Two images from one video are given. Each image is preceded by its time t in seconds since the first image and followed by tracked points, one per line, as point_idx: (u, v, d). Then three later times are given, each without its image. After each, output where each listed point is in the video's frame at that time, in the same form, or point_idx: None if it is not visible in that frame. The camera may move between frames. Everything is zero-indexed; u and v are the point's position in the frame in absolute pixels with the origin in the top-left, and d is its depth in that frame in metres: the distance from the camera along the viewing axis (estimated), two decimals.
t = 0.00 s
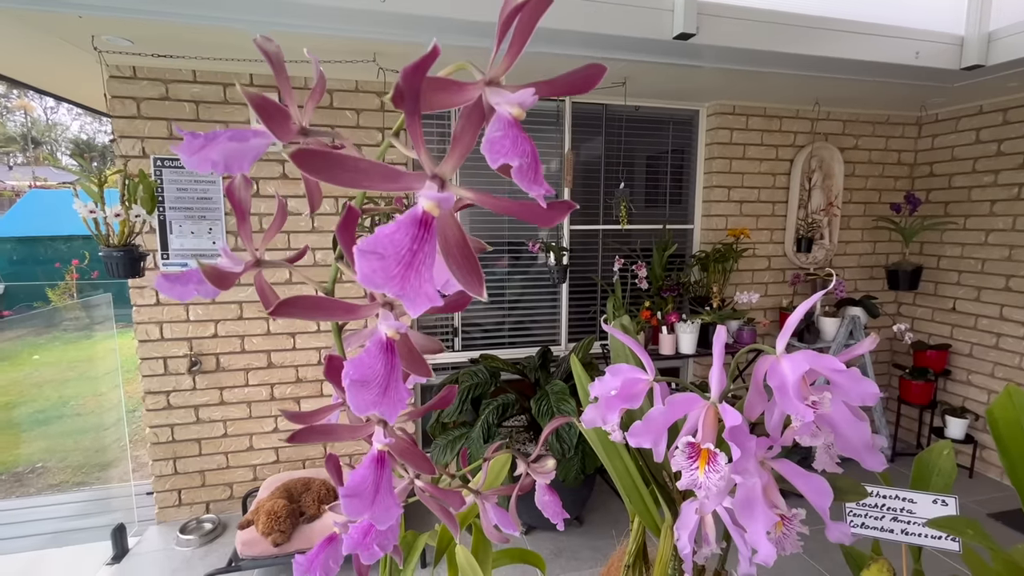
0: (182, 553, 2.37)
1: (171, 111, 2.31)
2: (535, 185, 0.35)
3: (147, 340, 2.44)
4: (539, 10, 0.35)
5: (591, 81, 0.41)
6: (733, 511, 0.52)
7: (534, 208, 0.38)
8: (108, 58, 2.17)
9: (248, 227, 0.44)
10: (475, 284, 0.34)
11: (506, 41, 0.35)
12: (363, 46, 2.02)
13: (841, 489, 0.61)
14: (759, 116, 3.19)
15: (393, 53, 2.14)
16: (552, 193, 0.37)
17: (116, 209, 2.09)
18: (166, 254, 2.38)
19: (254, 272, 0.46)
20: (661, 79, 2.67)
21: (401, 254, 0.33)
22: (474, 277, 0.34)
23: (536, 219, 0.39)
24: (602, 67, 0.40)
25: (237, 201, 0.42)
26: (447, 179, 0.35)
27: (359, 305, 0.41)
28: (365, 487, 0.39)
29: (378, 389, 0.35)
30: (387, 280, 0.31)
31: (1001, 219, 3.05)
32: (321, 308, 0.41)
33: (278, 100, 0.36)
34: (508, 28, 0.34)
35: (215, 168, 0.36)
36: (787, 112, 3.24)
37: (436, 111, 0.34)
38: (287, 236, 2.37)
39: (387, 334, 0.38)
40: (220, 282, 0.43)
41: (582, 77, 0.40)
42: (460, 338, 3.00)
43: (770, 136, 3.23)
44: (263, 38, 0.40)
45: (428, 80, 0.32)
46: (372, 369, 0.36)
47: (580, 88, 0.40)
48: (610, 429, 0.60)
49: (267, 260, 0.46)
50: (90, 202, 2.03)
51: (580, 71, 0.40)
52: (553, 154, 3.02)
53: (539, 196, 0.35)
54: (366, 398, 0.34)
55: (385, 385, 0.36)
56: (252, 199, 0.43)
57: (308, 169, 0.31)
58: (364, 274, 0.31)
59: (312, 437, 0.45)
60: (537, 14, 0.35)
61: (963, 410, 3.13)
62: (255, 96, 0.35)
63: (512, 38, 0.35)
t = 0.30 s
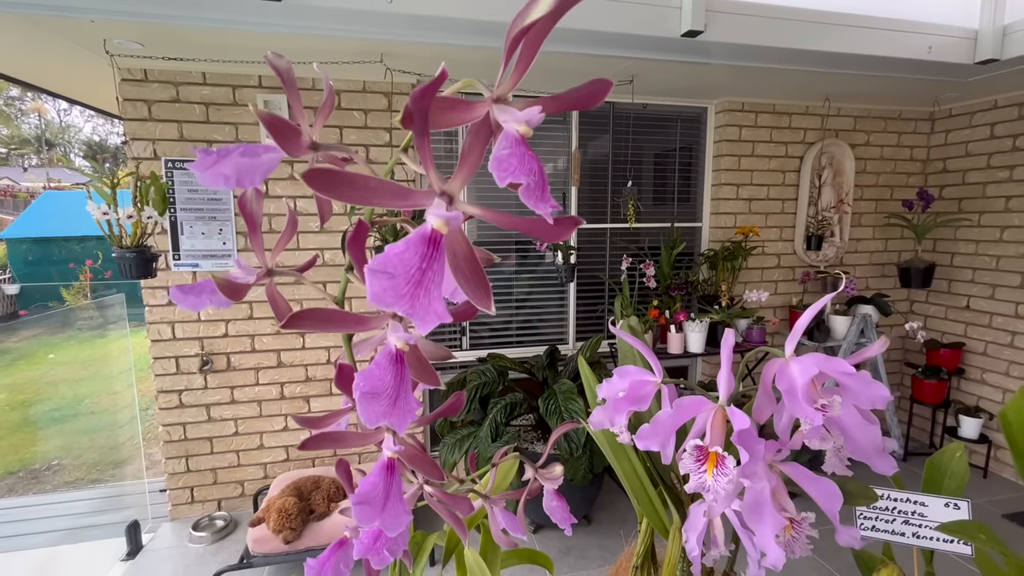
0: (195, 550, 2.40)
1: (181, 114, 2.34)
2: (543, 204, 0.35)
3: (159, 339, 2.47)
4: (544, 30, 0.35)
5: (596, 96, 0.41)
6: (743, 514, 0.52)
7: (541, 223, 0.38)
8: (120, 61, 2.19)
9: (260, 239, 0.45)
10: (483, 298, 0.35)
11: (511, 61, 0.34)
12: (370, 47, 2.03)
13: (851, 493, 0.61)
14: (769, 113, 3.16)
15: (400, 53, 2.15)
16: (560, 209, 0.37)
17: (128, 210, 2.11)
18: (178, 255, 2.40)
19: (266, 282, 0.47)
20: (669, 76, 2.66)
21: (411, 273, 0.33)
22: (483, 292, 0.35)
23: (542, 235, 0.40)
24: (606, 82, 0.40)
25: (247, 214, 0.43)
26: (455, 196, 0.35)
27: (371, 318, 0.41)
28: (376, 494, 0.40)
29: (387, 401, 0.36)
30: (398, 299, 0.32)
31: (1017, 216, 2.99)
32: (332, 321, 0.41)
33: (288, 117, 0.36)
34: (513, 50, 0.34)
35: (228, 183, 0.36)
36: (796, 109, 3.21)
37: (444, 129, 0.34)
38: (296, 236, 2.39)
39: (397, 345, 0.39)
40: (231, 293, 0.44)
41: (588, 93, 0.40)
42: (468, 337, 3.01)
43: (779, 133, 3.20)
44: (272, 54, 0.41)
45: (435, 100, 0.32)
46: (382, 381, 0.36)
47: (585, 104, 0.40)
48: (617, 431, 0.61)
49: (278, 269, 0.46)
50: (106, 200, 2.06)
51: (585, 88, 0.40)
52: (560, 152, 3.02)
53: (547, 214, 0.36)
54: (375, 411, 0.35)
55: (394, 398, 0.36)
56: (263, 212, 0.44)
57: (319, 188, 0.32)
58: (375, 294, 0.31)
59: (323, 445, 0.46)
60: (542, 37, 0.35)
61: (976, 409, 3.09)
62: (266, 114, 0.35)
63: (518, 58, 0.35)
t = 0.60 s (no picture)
0: (208, 549, 2.43)
1: (193, 118, 2.37)
2: (538, 234, 0.36)
3: (173, 341, 2.51)
4: (538, 62, 0.36)
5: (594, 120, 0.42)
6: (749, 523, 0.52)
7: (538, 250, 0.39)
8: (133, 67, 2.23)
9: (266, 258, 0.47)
10: (482, 323, 0.37)
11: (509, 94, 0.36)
12: (378, 50, 2.04)
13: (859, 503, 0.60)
14: (779, 112, 3.13)
15: (409, 57, 2.16)
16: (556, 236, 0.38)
17: (142, 214, 2.15)
18: (190, 258, 2.44)
19: (272, 299, 0.49)
20: (678, 77, 2.64)
21: (409, 303, 0.34)
22: (481, 316, 0.37)
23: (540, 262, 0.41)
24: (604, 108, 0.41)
25: (255, 233, 0.44)
26: (452, 224, 0.37)
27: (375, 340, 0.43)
28: (379, 510, 0.40)
29: (388, 421, 0.36)
30: (395, 330, 0.32)
31: None
32: (336, 341, 0.43)
33: (293, 148, 0.38)
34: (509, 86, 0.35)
35: (233, 207, 0.38)
36: (807, 108, 3.18)
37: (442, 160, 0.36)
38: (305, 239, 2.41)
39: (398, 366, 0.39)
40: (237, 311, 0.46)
41: (585, 118, 0.41)
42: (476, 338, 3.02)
43: (789, 132, 3.17)
44: (277, 82, 0.43)
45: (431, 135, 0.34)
46: (382, 403, 0.37)
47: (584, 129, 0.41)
48: (624, 438, 0.60)
49: (285, 286, 0.48)
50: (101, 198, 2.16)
51: (582, 114, 0.41)
52: (568, 153, 3.02)
53: (542, 245, 0.37)
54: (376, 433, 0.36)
55: (395, 419, 0.37)
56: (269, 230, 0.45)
57: (321, 220, 0.34)
58: (373, 327, 0.32)
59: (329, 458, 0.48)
60: (536, 70, 0.37)
61: (993, 412, 3.03)
62: (268, 146, 0.36)
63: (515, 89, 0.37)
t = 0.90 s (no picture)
0: (223, 549, 2.46)
1: (209, 125, 2.41)
2: (532, 244, 0.35)
3: (189, 344, 2.55)
4: (532, 71, 0.36)
5: (591, 129, 0.43)
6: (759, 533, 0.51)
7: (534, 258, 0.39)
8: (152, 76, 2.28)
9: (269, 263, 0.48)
10: (479, 331, 0.35)
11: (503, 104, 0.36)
12: (390, 56, 2.06)
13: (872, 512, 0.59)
14: (793, 113, 3.10)
15: (420, 62, 2.18)
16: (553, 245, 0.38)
17: (160, 219, 2.19)
18: (206, 262, 2.47)
19: (275, 307, 0.50)
20: (690, 78, 2.63)
21: (402, 314, 0.34)
22: (479, 325, 0.36)
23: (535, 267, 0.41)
24: (600, 119, 0.42)
25: (259, 241, 0.45)
26: (448, 234, 0.38)
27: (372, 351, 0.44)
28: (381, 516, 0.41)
29: (386, 430, 0.36)
30: (388, 341, 0.33)
31: None
32: (335, 350, 0.43)
33: (291, 157, 0.37)
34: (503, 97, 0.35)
35: (238, 216, 0.39)
36: (822, 108, 3.14)
37: (438, 171, 0.36)
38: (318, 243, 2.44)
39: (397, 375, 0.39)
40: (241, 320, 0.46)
41: (581, 128, 0.42)
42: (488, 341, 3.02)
43: (804, 133, 3.13)
44: (278, 91, 0.43)
45: (424, 146, 0.34)
46: (381, 412, 0.37)
47: (582, 138, 0.42)
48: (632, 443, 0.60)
49: (288, 294, 0.49)
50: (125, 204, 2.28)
51: (579, 122, 0.42)
52: (579, 156, 3.02)
53: (536, 255, 0.36)
54: (374, 441, 0.36)
55: (393, 427, 0.37)
56: (271, 237, 0.45)
57: (318, 231, 0.34)
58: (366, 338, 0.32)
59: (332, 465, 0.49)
60: (531, 79, 0.37)
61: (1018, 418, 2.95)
62: (267, 157, 0.37)
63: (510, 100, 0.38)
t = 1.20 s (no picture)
0: (239, 552, 2.48)
1: (228, 134, 2.46)
2: (511, 263, 0.36)
3: (208, 349, 2.60)
4: (511, 94, 0.38)
5: (574, 145, 0.42)
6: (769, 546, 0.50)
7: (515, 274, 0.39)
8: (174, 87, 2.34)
9: (270, 277, 0.49)
10: (462, 344, 0.37)
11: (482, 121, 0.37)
12: (402, 64, 2.08)
13: (886, 526, 0.58)
14: (810, 115, 3.05)
15: (433, 69, 2.20)
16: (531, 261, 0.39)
17: (180, 227, 2.24)
18: (224, 268, 2.52)
19: (273, 319, 0.50)
20: (704, 82, 2.60)
21: (379, 333, 0.35)
22: (463, 339, 0.37)
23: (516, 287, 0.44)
24: (583, 134, 0.42)
25: (256, 254, 0.46)
26: (430, 251, 0.38)
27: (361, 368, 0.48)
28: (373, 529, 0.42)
29: (373, 445, 0.37)
30: (365, 360, 0.33)
31: None
32: (326, 364, 0.48)
33: (277, 176, 0.39)
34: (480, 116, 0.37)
35: (230, 231, 0.40)
36: (840, 110, 3.09)
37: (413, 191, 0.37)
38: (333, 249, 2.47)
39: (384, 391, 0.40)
40: (234, 333, 0.47)
41: (564, 144, 0.41)
42: (501, 347, 3.02)
43: (821, 135, 3.08)
44: (271, 110, 0.46)
45: (401, 166, 0.35)
46: (368, 426, 0.37)
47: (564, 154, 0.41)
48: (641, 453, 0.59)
49: (284, 306, 0.49)
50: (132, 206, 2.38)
51: (561, 139, 0.41)
52: (592, 160, 3.01)
53: (515, 272, 0.37)
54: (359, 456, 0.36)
55: (380, 442, 0.37)
56: (269, 250, 0.46)
57: (299, 249, 0.35)
58: (342, 356, 0.33)
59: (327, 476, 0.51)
60: (510, 99, 0.39)
61: None
62: (254, 176, 0.38)
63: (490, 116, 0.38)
